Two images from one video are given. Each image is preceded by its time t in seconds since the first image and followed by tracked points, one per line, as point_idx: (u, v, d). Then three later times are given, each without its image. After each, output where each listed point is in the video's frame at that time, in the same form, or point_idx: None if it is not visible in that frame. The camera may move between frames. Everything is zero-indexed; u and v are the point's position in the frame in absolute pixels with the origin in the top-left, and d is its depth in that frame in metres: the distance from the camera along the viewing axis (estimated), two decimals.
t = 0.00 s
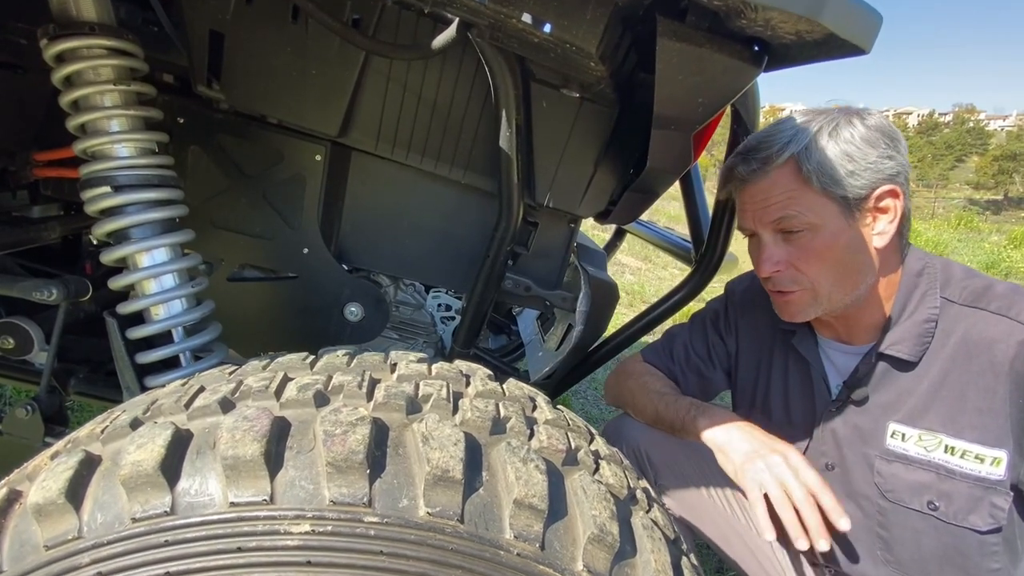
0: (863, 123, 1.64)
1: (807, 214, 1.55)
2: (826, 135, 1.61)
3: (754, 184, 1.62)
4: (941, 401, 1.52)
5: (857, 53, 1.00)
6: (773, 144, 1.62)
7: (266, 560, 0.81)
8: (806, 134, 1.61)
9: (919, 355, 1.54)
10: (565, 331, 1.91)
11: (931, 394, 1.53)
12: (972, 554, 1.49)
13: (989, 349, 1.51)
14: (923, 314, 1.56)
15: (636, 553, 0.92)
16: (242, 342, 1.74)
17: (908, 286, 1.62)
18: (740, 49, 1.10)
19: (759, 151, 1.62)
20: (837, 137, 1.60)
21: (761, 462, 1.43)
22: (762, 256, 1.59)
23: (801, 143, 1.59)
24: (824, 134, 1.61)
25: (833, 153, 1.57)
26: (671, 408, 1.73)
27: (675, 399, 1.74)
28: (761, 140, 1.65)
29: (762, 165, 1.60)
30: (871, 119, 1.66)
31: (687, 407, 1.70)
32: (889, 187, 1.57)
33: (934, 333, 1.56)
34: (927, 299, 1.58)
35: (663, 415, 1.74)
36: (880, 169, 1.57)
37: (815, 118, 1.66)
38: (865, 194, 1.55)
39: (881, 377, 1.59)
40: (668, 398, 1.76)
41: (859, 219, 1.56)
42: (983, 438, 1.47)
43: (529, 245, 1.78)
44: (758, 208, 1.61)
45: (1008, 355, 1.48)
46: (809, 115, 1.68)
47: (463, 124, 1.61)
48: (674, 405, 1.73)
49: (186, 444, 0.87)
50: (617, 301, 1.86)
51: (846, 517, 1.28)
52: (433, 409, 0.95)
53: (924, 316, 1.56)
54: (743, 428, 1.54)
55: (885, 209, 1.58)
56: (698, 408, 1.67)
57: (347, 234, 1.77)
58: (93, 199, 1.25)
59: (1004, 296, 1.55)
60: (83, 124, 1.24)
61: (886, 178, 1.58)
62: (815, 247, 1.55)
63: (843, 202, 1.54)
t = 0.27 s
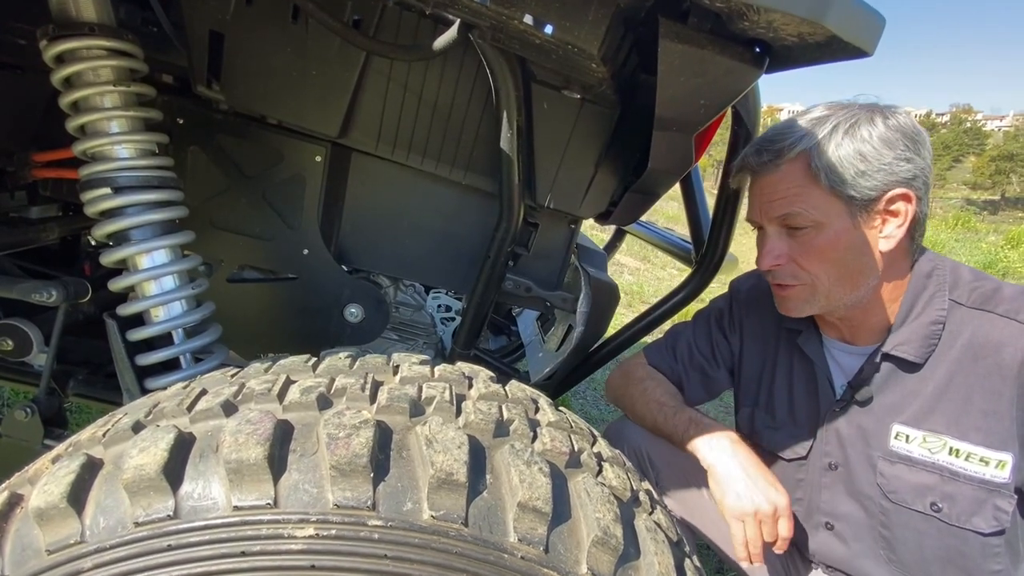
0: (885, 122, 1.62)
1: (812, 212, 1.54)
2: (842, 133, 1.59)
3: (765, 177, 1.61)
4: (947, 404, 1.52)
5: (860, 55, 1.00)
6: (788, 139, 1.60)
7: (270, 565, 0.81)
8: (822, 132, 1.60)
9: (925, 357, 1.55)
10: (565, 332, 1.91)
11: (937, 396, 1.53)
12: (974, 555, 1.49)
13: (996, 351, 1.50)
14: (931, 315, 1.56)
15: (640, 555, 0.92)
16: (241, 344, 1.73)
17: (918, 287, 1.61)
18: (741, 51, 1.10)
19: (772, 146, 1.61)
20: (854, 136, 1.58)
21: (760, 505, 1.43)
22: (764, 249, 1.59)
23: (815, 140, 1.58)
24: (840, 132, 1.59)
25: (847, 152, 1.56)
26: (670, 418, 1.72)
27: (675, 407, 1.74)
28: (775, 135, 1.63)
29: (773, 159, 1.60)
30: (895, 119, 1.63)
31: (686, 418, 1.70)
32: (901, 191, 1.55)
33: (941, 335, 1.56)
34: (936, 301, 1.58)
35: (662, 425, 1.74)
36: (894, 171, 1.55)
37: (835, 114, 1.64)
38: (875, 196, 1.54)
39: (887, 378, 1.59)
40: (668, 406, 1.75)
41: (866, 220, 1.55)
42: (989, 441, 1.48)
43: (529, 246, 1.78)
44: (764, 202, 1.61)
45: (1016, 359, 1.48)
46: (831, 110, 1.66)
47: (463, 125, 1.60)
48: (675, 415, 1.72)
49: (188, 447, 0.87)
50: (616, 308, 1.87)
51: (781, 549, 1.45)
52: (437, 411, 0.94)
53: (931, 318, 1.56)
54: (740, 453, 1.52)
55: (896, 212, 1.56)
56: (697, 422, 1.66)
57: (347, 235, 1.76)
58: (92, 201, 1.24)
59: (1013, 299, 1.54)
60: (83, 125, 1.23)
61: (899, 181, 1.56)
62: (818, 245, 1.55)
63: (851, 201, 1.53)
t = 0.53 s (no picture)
0: (898, 131, 1.57)
1: (805, 217, 1.55)
2: (848, 140, 1.57)
3: (767, 178, 1.63)
4: (952, 412, 1.52)
5: (864, 59, 0.99)
6: (792, 143, 1.60)
7: None
8: (828, 138, 1.58)
9: (930, 364, 1.54)
10: (565, 335, 1.91)
11: (942, 403, 1.53)
12: (976, 563, 1.50)
13: (1003, 360, 1.50)
14: (936, 322, 1.55)
15: (643, 564, 0.91)
16: (239, 347, 1.72)
17: (926, 292, 1.60)
18: (743, 53, 1.09)
19: (776, 148, 1.61)
20: (860, 144, 1.56)
21: (766, 506, 1.42)
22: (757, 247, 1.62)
23: (818, 147, 1.57)
24: (846, 139, 1.57)
25: (848, 160, 1.54)
26: (672, 420, 1.72)
27: (678, 409, 1.74)
28: (781, 138, 1.63)
29: (776, 161, 1.61)
30: (912, 129, 1.59)
31: (688, 421, 1.70)
32: (901, 204, 1.52)
33: (947, 343, 1.55)
34: (944, 308, 1.57)
35: (665, 428, 1.73)
36: (898, 183, 1.52)
37: (847, 118, 1.61)
38: (872, 207, 1.52)
39: (891, 384, 1.59)
40: (671, 409, 1.75)
41: (863, 229, 1.53)
42: (993, 451, 1.47)
43: (530, 249, 1.76)
44: (763, 201, 1.63)
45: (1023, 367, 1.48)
46: (845, 113, 1.63)
47: (463, 127, 1.59)
48: (678, 417, 1.71)
49: (186, 457, 0.86)
50: (615, 311, 1.86)
51: (792, 554, 1.44)
52: (438, 419, 0.94)
53: (938, 325, 1.55)
54: (745, 456, 1.52)
55: (896, 225, 1.53)
56: (700, 423, 1.66)
57: (346, 237, 1.75)
58: (90, 204, 1.23)
59: (1020, 307, 1.54)
60: (80, 128, 1.22)
61: (901, 194, 1.53)
62: (808, 250, 1.56)
63: (846, 209, 1.52)
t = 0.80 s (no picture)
0: (894, 140, 1.56)
1: (798, 223, 1.56)
2: (842, 148, 1.57)
3: (765, 184, 1.64)
4: (954, 416, 1.52)
5: (869, 67, 1.00)
6: (789, 151, 1.60)
7: None
8: (824, 146, 1.57)
9: (932, 369, 1.55)
10: (567, 336, 1.90)
11: (945, 408, 1.53)
12: (977, 566, 1.51)
13: (1006, 366, 1.51)
14: (939, 327, 1.56)
15: (651, 568, 0.92)
16: (242, 349, 1.73)
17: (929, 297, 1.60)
18: (748, 59, 1.10)
19: (773, 156, 1.62)
20: (853, 153, 1.56)
21: (771, 505, 1.43)
22: (754, 251, 1.64)
23: (814, 154, 1.56)
24: (840, 147, 1.56)
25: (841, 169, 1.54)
26: (676, 421, 1.73)
27: (682, 411, 1.74)
28: (778, 146, 1.63)
29: (772, 167, 1.62)
30: (909, 138, 1.58)
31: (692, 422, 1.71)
32: (895, 213, 1.51)
33: (949, 348, 1.55)
34: (946, 313, 1.58)
35: (670, 429, 1.74)
36: (891, 192, 1.52)
37: (844, 126, 1.61)
38: (865, 215, 1.51)
39: (893, 388, 1.60)
40: (675, 410, 1.76)
41: (856, 237, 1.53)
42: (994, 455, 1.48)
43: (532, 251, 1.77)
44: (761, 206, 1.64)
45: None
46: (844, 120, 1.62)
47: (467, 130, 1.60)
48: (682, 418, 1.72)
49: (199, 463, 0.87)
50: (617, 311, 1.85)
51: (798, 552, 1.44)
52: (447, 425, 0.94)
53: (940, 330, 1.56)
54: (750, 455, 1.52)
55: (889, 233, 1.53)
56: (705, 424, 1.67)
57: (350, 240, 1.76)
58: (97, 208, 1.23)
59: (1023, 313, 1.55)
60: (85, 132, 1.22)
61: (894, 203, 1.52)
62: (802, 256, 1.57)
63: (839, 218, 1.52)
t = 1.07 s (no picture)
0: (889, 140, 1.58)
1: (796, 224, 1.57)
2: (838, 149, 1.58)
3: (762, 184, 1.66)
4: (952, 411, 1.54)
5: (869, 67, 1.01)
6: (786, 152, 1.61)
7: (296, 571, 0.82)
8: (820, 146, 1.59)
9: (929, 366, 1.56)
10: (568, 334, 1.90)
11: (942, 404, 1.55)
12: (975, 560, 1.52)
13: (1002, 363, 1.52)
14: (937, 324, 1.57)
15: (654, 559, 0.93)
16: (246, 347, 1.74)
17: (927, 294, 1.62)
18: (748, 59, 1.11)
19: (770, 156, 1.63)
20: (849, 153, 1.57)
21: (774, 496, 1.45)
22: (752, 251, 1.65)
23: (811, 155, 1.57)
24: (837, 148, 1.58)
25: (838, 169, 1.55)
26: (677, 416, 1.74)
27: (683, 406, 1.76)
28: (776, 146, 1.64)
29: (770, 168, 1.63)
30: (904, 139, 1.59)
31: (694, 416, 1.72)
32: (890, 213, 1.53)
33: (946, 345, 1.57)
34: (943, 310, 1.59)
35: (671, 424, 1.75)
36: (887, 193, 1.53)
37: (840, 127, 1.62)
38: (861, 215, 1.53)
39: (892, 385, 1.61)
40: (676, 405, 1.77)
41: (853, 236, 1.55)
42: (991, 450, 1.49)
43: (534, 249, 1.77)
44: (758, 206, 1.66)
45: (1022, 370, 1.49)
46: (841, 120, 1.64)
47: (468, 129, 1.61)
48: (682, 413, 1.74)
49: (210, 455, 0.88)
50: (617, 309, 1.87)
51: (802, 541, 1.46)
52: (454, 418, 0.95)
53: (938, 327, 1.57)
54: (753, 448, 1.53)
55: (885, 233, 1.55)
56: (706, 417, 1.68)
57: (352, 239, 1.77)
58: (102, 206, 1.24)
59: (1019, 310, 1.57)
60: (91, 130, 1.23)
61: (889, 203, 1.53)
62: (799, 256, 1.59)
63: (835, 218, 1.54)
